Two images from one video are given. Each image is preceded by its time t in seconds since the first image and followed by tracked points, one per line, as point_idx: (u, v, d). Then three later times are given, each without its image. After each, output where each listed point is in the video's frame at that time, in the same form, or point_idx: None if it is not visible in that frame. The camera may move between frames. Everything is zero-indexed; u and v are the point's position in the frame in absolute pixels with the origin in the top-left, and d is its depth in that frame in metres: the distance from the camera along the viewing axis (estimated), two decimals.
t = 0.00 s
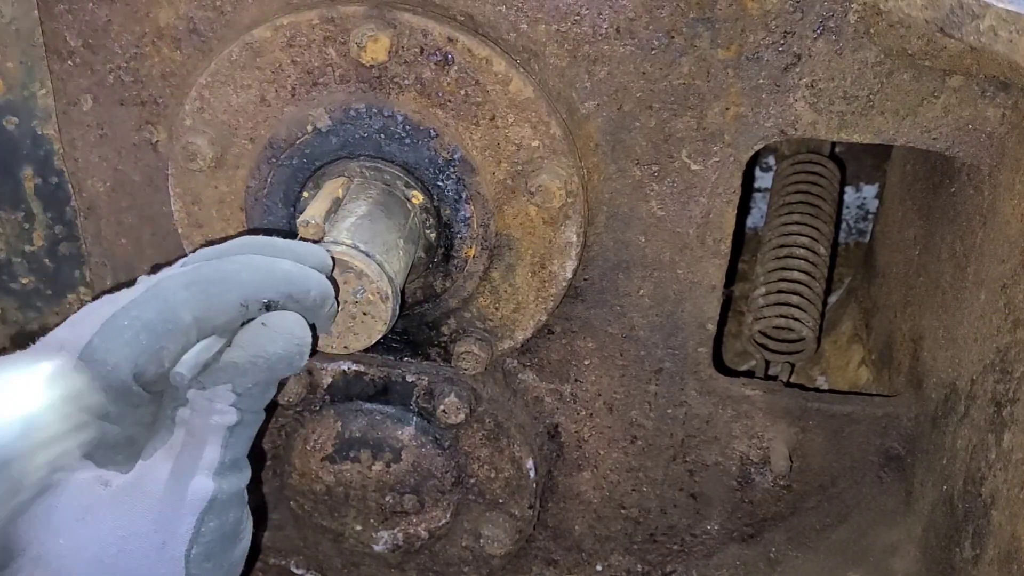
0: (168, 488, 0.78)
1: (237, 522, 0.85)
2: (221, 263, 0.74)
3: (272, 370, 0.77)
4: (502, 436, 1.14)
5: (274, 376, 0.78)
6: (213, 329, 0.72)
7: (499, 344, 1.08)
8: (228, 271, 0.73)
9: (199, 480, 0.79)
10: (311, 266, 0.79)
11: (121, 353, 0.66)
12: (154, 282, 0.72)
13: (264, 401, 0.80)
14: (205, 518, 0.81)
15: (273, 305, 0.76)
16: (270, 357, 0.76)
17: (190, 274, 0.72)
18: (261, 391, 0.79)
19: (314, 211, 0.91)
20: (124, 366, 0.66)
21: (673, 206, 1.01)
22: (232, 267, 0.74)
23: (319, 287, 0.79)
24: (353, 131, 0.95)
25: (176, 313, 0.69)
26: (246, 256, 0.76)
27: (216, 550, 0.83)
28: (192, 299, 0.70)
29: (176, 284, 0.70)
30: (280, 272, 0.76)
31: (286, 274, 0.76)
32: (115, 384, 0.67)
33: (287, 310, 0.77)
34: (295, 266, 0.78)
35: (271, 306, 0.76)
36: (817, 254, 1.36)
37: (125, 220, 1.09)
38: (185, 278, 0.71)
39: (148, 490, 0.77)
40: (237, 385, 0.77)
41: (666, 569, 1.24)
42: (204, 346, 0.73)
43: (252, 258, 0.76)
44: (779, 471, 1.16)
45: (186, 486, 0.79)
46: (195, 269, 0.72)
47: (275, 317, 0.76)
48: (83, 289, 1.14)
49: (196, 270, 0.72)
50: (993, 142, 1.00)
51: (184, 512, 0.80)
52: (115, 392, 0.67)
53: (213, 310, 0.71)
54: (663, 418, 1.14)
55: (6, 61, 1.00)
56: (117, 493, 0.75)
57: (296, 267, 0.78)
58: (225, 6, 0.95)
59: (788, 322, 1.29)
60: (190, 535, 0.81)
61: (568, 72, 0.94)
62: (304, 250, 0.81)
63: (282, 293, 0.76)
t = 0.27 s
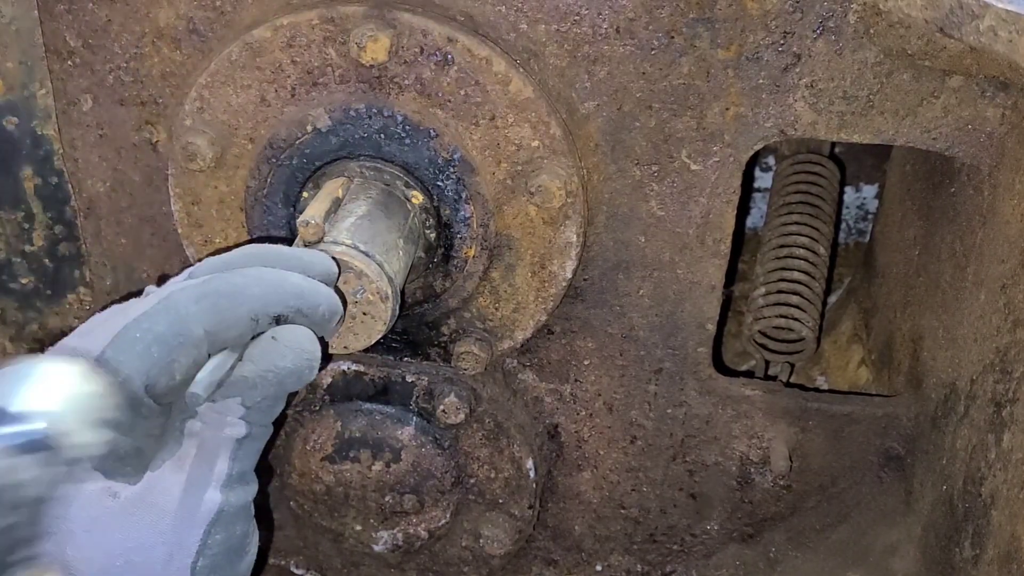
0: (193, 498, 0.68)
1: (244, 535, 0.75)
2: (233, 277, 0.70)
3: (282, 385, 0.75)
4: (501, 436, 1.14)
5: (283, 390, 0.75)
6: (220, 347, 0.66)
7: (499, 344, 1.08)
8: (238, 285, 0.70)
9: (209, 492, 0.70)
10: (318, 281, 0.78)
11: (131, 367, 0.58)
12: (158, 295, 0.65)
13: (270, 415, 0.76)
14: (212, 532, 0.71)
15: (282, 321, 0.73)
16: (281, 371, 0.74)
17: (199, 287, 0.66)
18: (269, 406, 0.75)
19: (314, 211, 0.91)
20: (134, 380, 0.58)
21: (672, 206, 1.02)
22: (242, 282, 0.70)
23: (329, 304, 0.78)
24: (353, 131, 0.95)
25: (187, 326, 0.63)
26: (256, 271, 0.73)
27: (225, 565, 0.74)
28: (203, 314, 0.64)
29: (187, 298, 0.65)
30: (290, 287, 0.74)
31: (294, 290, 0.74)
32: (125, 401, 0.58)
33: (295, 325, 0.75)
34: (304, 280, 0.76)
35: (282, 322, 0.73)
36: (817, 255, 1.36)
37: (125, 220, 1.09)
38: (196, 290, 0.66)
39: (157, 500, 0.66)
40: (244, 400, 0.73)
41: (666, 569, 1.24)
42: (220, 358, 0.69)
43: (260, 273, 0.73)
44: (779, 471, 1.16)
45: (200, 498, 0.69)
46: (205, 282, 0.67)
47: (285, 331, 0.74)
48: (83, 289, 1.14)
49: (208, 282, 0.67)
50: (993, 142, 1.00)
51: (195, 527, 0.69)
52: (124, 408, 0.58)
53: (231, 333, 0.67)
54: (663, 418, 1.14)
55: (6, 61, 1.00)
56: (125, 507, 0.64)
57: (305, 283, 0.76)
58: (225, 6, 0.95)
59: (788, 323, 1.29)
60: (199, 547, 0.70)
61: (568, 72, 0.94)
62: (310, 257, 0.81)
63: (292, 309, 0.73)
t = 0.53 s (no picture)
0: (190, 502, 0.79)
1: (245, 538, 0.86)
2: (234, 278, 0.73)
3: (283, 385, 0.80)
4: (502, 436, 1.14)
5: (286, 391, 0.81)
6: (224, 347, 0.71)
7: (499, 344, 1.08)
8: (239, 286, 0.73)
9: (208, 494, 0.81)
10: (320, 283, 0.78)
11: (135, 369, 0.67)
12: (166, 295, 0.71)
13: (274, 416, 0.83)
14: (215, 535, 0.83)
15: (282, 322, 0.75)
16: (281, 372, 0.79)
17: (202, 288, 0.71)
18: (271, 406, 0.82)
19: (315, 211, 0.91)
20: (138, 381, 0.67)
21: (673, 206, 1.02)
22: (245, 283, 0.73)
23: (330, 306, 0.78)
24: (353, 131, 0.95)
25: (189, 329, 0.69)
26: (258, 271, 0.76)
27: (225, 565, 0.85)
28: (204, 315, 0.69)
29: (189, 300, 0.70)
30: (291, 288, 0.75)
31: (297, 291, 0.76)
32: (129, 399, 0.68)
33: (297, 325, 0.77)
34: (305, 282, 0.77)
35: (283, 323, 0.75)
36: (817, 255, 1.36)
37: (126, 220, 1.09)
38: (198, 292, 0.71)
39: (161, 506, 0.78)
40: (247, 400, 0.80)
41: (666, 569, 1.24)
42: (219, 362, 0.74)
43: (264, 274, 0.75)
44: (779, 471, 1.16)
45: (201, 500, 0.80)
46: (207, 283, 0.72)
47: (287, 334, 0.78)
48: (84, 289, 1.14)
49: (210, 283, 0.72)
50: (993, 142, 1.00)
51: (194, 528, 0.81)
52: (128, 409, 0.68)
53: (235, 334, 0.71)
54: (663, 418, 1.14)
55: (7, 61, 1.00)
56: (126, 510, 0.76)
57: (307, 284, 0.77)
58: (226, 6, 0.95)
59: (788, 323, 1.29)
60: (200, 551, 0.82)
61: (568, 72, 0.94)
62: (310, 258, 0.81)
63: (293, 310, 0.75)
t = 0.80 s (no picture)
0: (186, 498, 0.87)
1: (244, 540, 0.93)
2: (235, 274, 0.79)
3: (291, 378, 0.84)
4: (501, 436, 1.14)
5: (293, 385, 0.85)
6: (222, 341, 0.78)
7: (497, 344, 1.08)
8: (240, 282, 0.79)
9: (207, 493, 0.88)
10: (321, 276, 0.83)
11: (135, 361, 0.75)
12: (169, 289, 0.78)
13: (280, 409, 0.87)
14: (212, 535, 0.90)
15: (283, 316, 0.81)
16: (289, 365, 0.83)
17: (205, 283, 0.78)
18: (278, 401, 0.86)
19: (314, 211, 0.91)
20: (136, 371, 0.75)
21: (672, 206, 1.02)
22: (246, 279, 0.79)
23: (330, 298, 0.83)
24: (352, 131, 0.95)
25: (189, 323, 0.76)
26: (260, 266, 0.81)
27: (223, 566, 0.92)
28: (205, 309, 0.76)
29: (192, 295, 0.77)
30: (290, 284, 0.81)
31: (294, 287, 0.81)
32: (128, 390, 0.75)
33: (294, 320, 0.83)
34: (304, 277, 0.82)
35: (284, 317, 0.82)
36: (816, 255, 1.36)
37: (125, 220, 1.09)
38: (199, 287, 0.77)
39: (160, 501, 0.86)
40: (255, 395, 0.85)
41: (665, 569, 1.24)
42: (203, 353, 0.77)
43: (264, 269, 0.81)
44: (778, 471, 1.16)
45: (201, 500, 0.87)
46: (209, 279, 0.78)
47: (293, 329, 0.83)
48: (83, 289, 1.14)
49: (210, 279, 0.78)
50: (992, 142, 1.00)
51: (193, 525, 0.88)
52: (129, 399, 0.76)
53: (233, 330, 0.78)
54: (662, 418, 1.14)
55: (6, 61, 0.99)
56: (126, 501, 0.85)
57: (304, 279, 0.82)
58: (224, 6, 0.95)
59: (787, 323, 1.29)
60: (198, 549, 0.89)
61: (566, 73, 0.94)
62: (310, 256, 0.84)
63: (292, 304, 0.81)
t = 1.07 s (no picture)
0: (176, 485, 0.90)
1: (233, 536, 0.95)
2: (226, 268, 0.82)
3: (285, 367, 0.90)
4: (501, 436, 1.14)
5: (287, 375, 0.91)
6: (216, 335, 0.81)
7: (498, 344, 1.08)
8: (231, 276, 0.81)
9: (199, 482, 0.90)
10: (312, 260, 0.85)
11: (126, 354, 0.79)
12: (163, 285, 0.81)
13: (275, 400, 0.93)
14: (202, 527, 0.91)
15: (277, 306, 0.84)
16: (283, 354, 0.89)
17: (196, 279, 0.80)
18: (274, 392, 0.92)
19: (314, 211, 0.91)
20: (128, 364, 0.79)
21: (672, 206, 1.02)
22: (239, 273, 0.82)
23: (323, 281, 0.85)
24: (352, 131, 0.95)
25: (180, 318, 0.79)
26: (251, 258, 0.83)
27: (211, 561, 0.94)
28: (195, 305, 0.79)
29: (184, 291, 0.80)
30: (280, 274, 0.83)
31: (286, 275, 0.83)
32: (119, 383, 0.80)
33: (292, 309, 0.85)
34: (295, 265, 0.84)
35: (277, 306, 0.84)
36: (816, 255, 1.36)
37: (125, 220, 1.09)
38: (192, 283, 0.80)
39: (150, 489, 0.89)
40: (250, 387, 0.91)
41: (665, 569, 1.24)
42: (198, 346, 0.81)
43: (255, 261, 0.83)
44: (778, 471, 1.16)
45: (190, 489, 0.90)
46: (201, 274, 0.81)
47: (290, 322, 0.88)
48: (82, 289, 1.13)
49: (202, 274, 0.81)
50: (992, 141, 1.00)
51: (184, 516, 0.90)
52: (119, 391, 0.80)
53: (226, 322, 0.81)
54: (662, 418, 1.14)
55: (6, 61, 0.99)
56: (121, 489, 0.88)
57: (297, 266, 0.83)
58: (224, 6, 0.95)
59: (787, 323, 1.29)
60: (187, 542, 0.91)
61: (567, 72, 0.94)
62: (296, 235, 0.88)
63: (285, 292, 0.83)
